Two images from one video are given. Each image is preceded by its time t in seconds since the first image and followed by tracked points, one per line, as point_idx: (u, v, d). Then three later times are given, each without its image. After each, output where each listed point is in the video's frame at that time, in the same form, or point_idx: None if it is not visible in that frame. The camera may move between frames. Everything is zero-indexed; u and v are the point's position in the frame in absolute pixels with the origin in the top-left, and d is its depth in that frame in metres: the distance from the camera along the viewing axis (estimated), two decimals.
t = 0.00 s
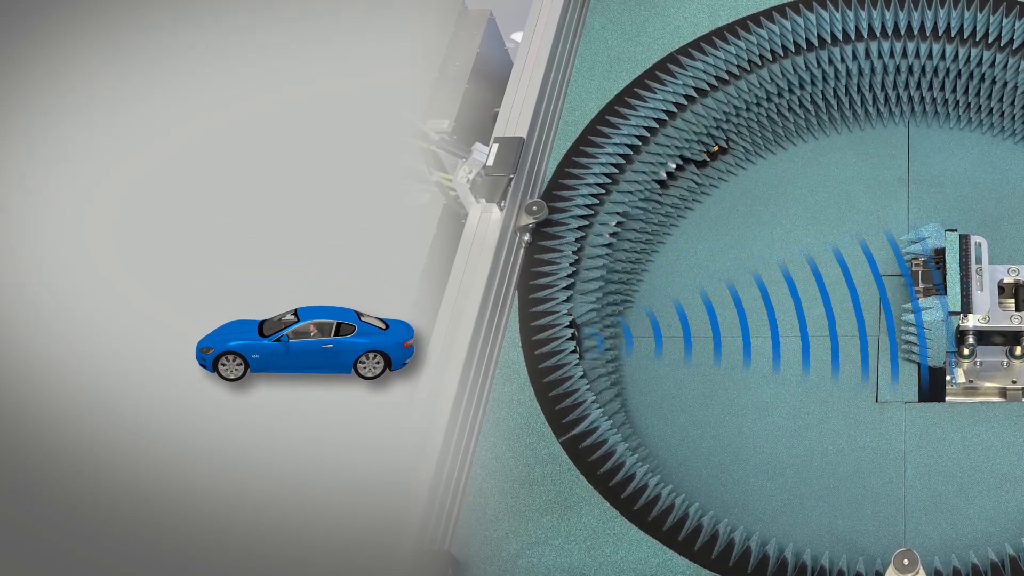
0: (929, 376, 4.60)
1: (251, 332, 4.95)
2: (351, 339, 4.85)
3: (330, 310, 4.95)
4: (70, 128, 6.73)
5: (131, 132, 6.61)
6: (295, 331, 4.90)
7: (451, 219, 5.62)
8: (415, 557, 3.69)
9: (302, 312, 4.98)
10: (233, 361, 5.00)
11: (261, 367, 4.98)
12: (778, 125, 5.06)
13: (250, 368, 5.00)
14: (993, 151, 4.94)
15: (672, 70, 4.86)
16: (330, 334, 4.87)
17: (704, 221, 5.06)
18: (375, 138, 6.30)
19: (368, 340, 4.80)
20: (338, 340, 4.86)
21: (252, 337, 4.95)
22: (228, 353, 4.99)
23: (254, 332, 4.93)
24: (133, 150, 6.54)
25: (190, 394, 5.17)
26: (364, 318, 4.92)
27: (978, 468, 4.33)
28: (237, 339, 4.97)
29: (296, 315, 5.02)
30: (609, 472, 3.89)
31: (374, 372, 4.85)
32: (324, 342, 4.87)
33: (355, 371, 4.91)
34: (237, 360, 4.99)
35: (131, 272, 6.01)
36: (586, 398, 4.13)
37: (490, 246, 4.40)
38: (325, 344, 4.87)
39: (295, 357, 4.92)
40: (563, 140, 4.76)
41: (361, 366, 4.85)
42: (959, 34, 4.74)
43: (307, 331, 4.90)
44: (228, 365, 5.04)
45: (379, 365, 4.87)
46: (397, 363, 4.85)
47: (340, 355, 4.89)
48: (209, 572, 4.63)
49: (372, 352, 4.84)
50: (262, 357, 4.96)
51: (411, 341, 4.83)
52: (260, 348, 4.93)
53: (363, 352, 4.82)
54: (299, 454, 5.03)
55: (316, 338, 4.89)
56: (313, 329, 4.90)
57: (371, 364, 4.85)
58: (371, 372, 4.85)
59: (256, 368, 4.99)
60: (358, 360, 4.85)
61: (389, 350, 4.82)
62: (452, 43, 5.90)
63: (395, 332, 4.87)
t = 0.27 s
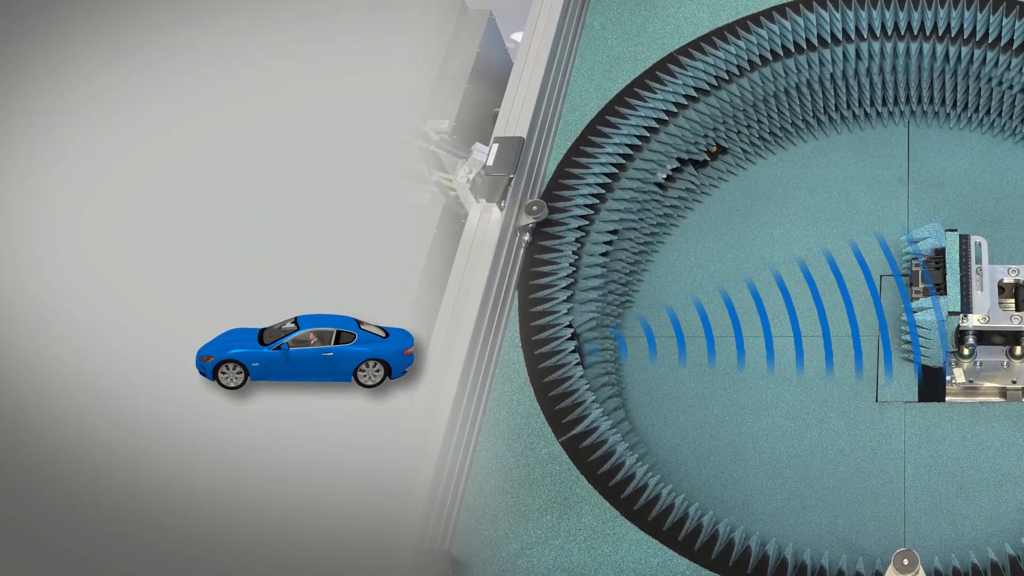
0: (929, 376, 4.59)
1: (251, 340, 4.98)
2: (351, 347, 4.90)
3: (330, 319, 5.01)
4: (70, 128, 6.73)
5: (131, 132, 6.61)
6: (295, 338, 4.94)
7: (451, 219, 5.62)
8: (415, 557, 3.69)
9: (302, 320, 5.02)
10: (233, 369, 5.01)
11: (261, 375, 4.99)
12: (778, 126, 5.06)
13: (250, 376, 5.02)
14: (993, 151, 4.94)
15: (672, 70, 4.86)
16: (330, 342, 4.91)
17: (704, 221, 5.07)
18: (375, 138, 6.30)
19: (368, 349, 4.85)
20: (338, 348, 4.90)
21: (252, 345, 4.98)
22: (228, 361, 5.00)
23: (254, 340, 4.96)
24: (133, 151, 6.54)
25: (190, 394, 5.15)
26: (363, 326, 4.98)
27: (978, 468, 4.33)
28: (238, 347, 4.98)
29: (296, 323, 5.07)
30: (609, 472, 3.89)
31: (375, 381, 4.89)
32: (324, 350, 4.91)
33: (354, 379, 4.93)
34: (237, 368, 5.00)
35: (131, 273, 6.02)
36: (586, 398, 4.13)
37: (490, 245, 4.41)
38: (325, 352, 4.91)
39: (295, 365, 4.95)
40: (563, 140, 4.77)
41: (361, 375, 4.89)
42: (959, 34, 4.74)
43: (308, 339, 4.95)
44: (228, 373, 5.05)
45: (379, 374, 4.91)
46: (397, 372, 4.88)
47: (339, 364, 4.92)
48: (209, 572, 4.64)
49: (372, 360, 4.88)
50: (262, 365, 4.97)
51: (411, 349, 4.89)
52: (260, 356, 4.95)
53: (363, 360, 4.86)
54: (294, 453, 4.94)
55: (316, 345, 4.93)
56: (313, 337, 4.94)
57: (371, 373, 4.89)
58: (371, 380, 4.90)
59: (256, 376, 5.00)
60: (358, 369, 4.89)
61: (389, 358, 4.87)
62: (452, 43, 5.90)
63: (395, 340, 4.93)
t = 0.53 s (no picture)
0: (929, 376, 4.60)
1: (251, 347, 4.96)
2: (351, 353, 4.88)
3: (330, 326, 4.98)
4: (70, 128, 6.73)
5: (131, 132, 6.61)
6: (295, 346, 4.92)
7: (451, 219, 5.62)
8: (415, 557, 3.69)
9: (302, 327, 5.01)
10: (233, 376, 4.98)
11: (261, 383, 4.97)
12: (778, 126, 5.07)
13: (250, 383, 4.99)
14: (993, 151, 4.94)
15: (672, 70, 4.86)
16: (330, 349, 4.90)
17: (704, 221, 5.07)
18: (376, 138, 6.30)
19: (368, 356, 4.83)
20: (337, 355, 4.88)
21: (253, 352, 4.95)
22: (228, 368, 4.98)
23: (254, 347, 4.94)
24: (133, 151, 6.55)
25: (190, 394, 5.14)
26: (363, 333, 4.95)
27: (978, 468, 4.33)
28: (238, 354, 4.96)
29: (296, 330, 5.04)
30: (609, 472, 3.89)
31: (375, 388, 4.87)
32: (324, 357, 4.89)
33: (354, 386, 4.91)
34: (237, 376, 4.97)
35: (131, 273, 6.03)
36: (586, 399, 4.13)
37: (490, 245, 4.41)
38: (325, 359, 4.89)
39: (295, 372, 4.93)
40: (563, 140, 4.77)
41: (361, 382, 4.89)
42: (959, 34, 4.73)
43: (308, 346, 4.93)
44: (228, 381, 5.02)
45: (379, 381, 4.90)
46: (397, 379, 4.86)
47: (339, 370, 4.89)
48: (209, 572, 4.63)
49: (372, 367, 4.84)
50: (262, 372, 4.95)
51: (411, 356, 4.89)
52: (260, 364, 4.92)
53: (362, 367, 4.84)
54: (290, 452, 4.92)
55: (316, 352, 4.92)
56: (313, 344, 4.94)
57: (371, 380, 4.89)
58: (371, 387, 4.90)
59: (256, 384, 4.97)
60: (358, 376, 4.88)
61: (389, 365, 4.84)
62: (452, 43, 5.90)
63: (395, 348, 4.90)
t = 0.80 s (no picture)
0: (928, 376, 4.61)
1: (251, 347, 4.95)
2: (351, 353, 4.87)
3: (330, 326, 4.96)
4: (70, 128, 6.73)
5: (131, 132, 6.61)
6: (295, 346, 4.92)
7: (451, 219, 5.61)
8: (415, 556, 3.69)
9: (302, 327, 5.00)
10: (233, 376, 4.98)
11: (261, 383, 4.96)
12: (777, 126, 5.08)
13: (250, 384, 4.99)
14: (993, 151, 4.94)
15: (672, 70, 4.86)
16: (330, 349, 4.89)
17: (704, 221, 5.07)
18: (375, 138, 6.29)
19: (369, 356, 4.83)
20: (338, 355, 4.87)
21: (252, 352, 4.94)
22: (228, 368, 4.97)
23: (254, 347, 4.93)
24: (133, 151, 6.55)
25: (190, 394, 5.14)
26: (363, 333, 4.95)
27: (977, 468, 4.33)
28: (238, 354, 4.95)
29: (296, 330, 5.03)
30: (609, 472, 3.89)
31: (375, 388, 4.87)
32: (325, 357, 4.88)
33: (354, 386, 4.91)
34: (237, 376, 4.97)
35: (131, 273, 6.03)
36: (586, 399, 4.13)
37: (490, 245, 4.41)
38: (325, 359, 4.88)
39: (295, 372, 4.92)
40: (563, 140, 4.77)
41: (361, 382, 4.89)
42: (959, 34, 4.73)
43: (307, 347, 4.93)
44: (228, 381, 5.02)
45: (379, 381, 4.90)
46: (397, 379, 4.86)
47: (339, 371, 4.89)
48: (209, 572, 4.63)
49: (372, 367, 4.84)
50: (262, 373, 4.94)
51: (411, 356, 4.88)
52: (261, 364, 4.91)
53: (363, 367, 4.83)
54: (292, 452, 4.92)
55: (317, 352, 4.91)
56: (313, 344, 4.93)
57: (371, 380, 4.89)
58: (371, 387, 4.90)
59: (256, 383, 4.97)
60: (358, 376, 4.87)
61: (389, 365, 4.84)
62: (452, 43, 5.90)
63: (395, 348, 4.90)
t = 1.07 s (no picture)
0: (928, 376, 4.60)
1: (252, 347, 4.96)
2: (351, 353, 4.88)
3: (330, 326, 4.98)
4: (70, 128, 6.74)
5: (131, 132, 6.62)
6: (295, 346, 4.93)
7: (451, 219, 5.61)
8: (415, 556, 3.69)
9: (302, 326, 5.01)
10: (233, 376, 4.99)
11: (261, 383, 4.98)
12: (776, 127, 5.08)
13: (250, 384, 5.00)
14: (993, 151, 4.94)
15: (672, 70, 4.86)
16: (330, 349, 4.90)
17: (705, 221, 5.07)
18: (376, 138, 6.29)
19: (368, 356, 4.84)
20: (337, 355, 4.88)
21: (252, 352, 4.96)
22: (229, 368, 4.97)
23: (255, 347, 4.94)
24: (133, 150, 6.55)
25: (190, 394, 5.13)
26: (363, 333, 4.96)
27: (978, 467, 4.33)
28: (238, 354, 4.96)
29: (296, 330, 5.04)
30: (609, 472, 3.89)
31: (375, 388, 4.88)
32: (324, 357, 4.89)
33: (354, 387, 4.92)
34: (237, 376, 4.98)
35: (131, 272, 6.03)
36: (586, 399, 4.13)
37: (490, 245, 4.41)
38: (325, 359, 4.89)
39: (295, 372, 4.93)
40: (563, 140, 4.77)
41: (361, 382, 4.90)
42: (959, 34, 4.72)
43: (307, 347, 4.94)
44: (228, 381, 5.03)
45: (379, 381, 4.91)
46: (396, 380, 4.87)
47: (339, 371, 4.89)
48: (209, 572, 4.63)
49: (372, 367, 4.85)
50: (262, 373, 4.95)
51: (410, 356, 4.90)
52: (260, 364, 4.92)
53: (363, 367, 4.84)
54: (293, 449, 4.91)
55: (316, 352, 4.92)
56: (313, 344, 4.94)
57: (371, 381, 4.90)
58: (371, 387, 4.91)
59: (256, 384, 4.98)
60: (358, 376, 4.88)
61: (389, 365, 4.85)
62: (452, 43, 5.90)
63: (395, 348, 4.91)
